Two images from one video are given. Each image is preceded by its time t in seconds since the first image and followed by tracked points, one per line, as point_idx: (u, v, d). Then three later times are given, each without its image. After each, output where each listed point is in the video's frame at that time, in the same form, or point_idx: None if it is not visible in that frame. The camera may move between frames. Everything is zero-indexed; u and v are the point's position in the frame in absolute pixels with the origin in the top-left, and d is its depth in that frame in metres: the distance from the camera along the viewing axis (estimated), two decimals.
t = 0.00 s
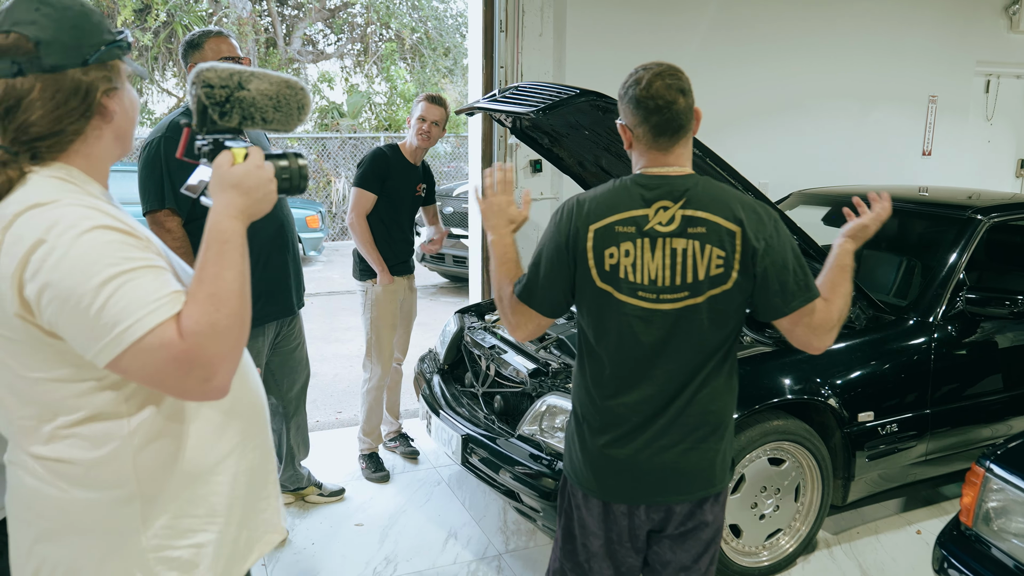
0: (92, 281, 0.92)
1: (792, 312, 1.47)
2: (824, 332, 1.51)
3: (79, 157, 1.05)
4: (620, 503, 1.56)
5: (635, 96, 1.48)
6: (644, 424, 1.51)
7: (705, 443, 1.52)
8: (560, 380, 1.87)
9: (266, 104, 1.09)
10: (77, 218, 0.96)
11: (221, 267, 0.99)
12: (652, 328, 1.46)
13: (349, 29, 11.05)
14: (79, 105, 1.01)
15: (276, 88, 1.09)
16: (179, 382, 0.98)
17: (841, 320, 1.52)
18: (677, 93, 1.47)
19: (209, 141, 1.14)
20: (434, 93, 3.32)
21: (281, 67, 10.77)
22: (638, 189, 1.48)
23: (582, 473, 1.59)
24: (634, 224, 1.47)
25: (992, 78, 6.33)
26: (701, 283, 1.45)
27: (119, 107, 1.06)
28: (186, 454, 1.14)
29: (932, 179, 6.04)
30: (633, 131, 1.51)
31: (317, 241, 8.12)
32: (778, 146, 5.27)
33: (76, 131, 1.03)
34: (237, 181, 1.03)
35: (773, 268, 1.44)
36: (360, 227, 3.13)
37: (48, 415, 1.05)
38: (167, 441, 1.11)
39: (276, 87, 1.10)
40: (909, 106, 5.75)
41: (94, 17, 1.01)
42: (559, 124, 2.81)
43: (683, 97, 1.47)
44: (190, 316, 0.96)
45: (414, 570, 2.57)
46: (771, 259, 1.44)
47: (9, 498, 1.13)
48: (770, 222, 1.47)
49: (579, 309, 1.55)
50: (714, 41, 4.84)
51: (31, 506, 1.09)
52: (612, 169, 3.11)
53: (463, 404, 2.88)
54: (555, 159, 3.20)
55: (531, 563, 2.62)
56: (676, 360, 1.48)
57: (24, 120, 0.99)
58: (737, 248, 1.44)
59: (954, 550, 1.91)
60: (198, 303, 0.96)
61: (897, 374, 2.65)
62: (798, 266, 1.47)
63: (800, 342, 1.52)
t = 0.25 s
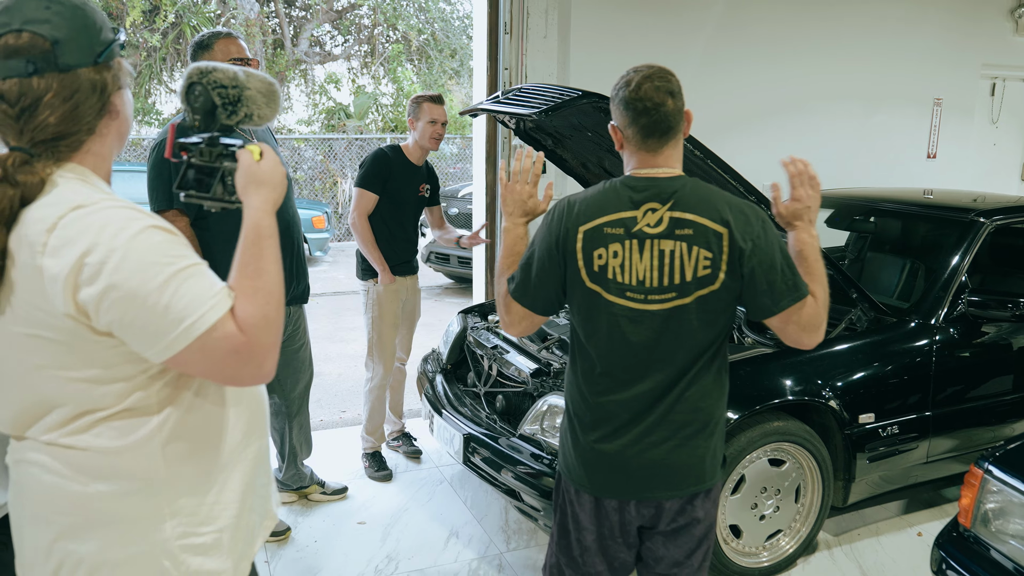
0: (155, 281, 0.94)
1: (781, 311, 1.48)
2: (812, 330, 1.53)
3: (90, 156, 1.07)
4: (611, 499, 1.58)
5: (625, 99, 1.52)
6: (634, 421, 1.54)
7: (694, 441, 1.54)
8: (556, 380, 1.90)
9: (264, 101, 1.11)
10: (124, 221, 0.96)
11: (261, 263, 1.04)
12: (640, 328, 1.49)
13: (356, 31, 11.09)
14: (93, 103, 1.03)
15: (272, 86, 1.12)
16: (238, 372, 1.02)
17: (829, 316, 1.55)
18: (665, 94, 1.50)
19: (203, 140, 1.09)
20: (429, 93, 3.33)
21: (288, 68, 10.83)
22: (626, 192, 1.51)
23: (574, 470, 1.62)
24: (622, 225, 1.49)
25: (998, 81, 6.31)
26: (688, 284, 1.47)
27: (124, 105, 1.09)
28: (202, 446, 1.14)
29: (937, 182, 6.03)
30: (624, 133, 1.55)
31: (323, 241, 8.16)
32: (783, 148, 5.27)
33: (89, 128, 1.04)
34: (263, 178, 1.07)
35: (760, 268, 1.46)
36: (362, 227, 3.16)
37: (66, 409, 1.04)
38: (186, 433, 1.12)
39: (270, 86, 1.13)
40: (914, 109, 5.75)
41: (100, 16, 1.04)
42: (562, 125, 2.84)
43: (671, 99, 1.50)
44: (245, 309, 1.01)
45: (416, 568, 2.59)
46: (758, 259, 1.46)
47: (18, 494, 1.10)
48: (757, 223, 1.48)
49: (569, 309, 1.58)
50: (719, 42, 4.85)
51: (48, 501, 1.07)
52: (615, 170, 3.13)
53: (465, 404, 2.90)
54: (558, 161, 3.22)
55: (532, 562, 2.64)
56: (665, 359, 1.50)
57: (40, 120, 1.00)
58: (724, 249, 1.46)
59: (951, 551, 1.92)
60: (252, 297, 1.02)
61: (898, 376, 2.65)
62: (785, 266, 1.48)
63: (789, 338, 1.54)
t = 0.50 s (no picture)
0: (190, 279, 0.95)
1: (767, 307, 1.49)
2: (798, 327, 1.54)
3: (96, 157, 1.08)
4: (603, 496, 1.60)
5: (608, 100, 1.54)
6: (622, 419, 1.56)
7: (683, 438, 1.55)
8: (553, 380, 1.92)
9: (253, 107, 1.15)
10: (156, 220, 0.97)
11: (276, 260, 1.06)
12: (626, 326, 1.50)
13: (361, 32, 11.12)
14: (96, 103, 1.04)
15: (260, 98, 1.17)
16: (264, 367, 1.04)
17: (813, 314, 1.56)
18: (647, 96, 1.53)
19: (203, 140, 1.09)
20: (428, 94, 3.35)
21: (294, 70, 10.87)
22: (611, 192, 1.52)
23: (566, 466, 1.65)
24: (607, 225, 1.51)
25: (1001, 83, 6.28)
26: (673, 282, 1.48)
27: (127, 106, 1.10)
28: (227, 439, 1.12)
29: (940, 184, 6.03)
30: (608, 134, 1.58)
31: (327, 242, 8.18)
32: (787, 150, 5.27)
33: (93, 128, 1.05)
34: (273, 175, 1.09)
35: (743, 265, 1.47)
36: (364, 228, 3.18)
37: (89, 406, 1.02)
38: (211, 426, 1.10)
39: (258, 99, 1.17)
40: (918, 110, 5.74)
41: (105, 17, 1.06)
42: (564, 126, 2.85)
43: (653, 100, 1.53)
44: (271, 305, 1.03)
45: (417, 567, 2.60)
46: (743, 255, 1.47)
47: (34, 494, 1.06)
48: (740, 220, 1.49)
49: (558, 309, 1.60)
50: (723, 43, 4.86)
51: (77, 496, 1.04)
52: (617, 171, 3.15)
53: (467, 404, 2.91)
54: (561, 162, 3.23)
55: (533, 561, 2.65)
56: (651, 356, 1.51)
57: (43, 119, 1.01)
58: (707, 247, 1.47)
59: (950, 552, 1.92)
60: (277, 294, 1.04)
61: (901, 377, 2.65)
62: (769, 262, 1.48)
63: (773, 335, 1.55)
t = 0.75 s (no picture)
0: (195, 275, 0.96)
1: (747, 298, 1.51)
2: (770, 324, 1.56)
3: (100, 154, 1.08)
4: (591, 491, 1.62)
5: (585, 99, 1.56)
6: (606, 414, 1.58)
7: (667, 431, 1.57)
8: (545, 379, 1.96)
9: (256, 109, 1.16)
10: (161, 217, 0.98)
11: (276, 256, 1.06)
12: (606, 322, 1.53)
13: (360, 31, 11.13)
14: (101, 98, 1.05)
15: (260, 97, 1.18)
16: (266, 364, 1.04)
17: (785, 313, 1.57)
18: (624, 95, 1.54)
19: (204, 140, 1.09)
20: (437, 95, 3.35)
21: (292, 69, 10.86)
22: (589, 191, 1.55)
23: (554, 462, 1.67)
24: (585, 224, 1.53)
25: (998, 81, 6.30)
26: (651, 278, 1.50)
27: (130, 104, 1.11)
28: (233, 434, 1.14)
29: (937, 182, 6.05)
30: (586, 132, 1.60)
31: (326, 241, 8.18)
32: (784, 148, 5.28)
33: (98, 125, 1.06)
34: (273, 175, 1.10)
35: (720, 259, 1.48)
36: (363, 227, 3.18)
37: (96, 404, 1.02)
38: (217, 423, 1.11)
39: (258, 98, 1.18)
40: (915, 108, 5.76)
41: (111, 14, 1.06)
42: (561, 125, 2.86)
43: (630, 100, 1.54)
44: (274, 302, 1.04)
45: (415, 564, 2.61)
46: (720, 247, 1.48)
47: (40, 492, 1.06)
48: (717, 215, 1.51)
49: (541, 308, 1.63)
50: (720, 42, 4.86)
51: (87, 494, 1.03)
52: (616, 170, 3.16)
53: (465, 402, 2.92)
54: (558, 160, 3.24)
55: (530, 558, 2.66)
56: (632, 352, 1.54)
57: (46, 114, 1.02)
58: (684, 242, 1.49)
59: (944, 547, 1.93)
60: (281, 291, 1.05)
61: (897, 375, 2.66)
62: (745, 255, 1.50)
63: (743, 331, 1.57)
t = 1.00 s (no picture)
0: (203, 268, 0.96)
1: (724, 286, 1.58)
2: (744, 323, 1.63)
3: (100, 150, 1.09)
4: (581, 478, 1.68)
5: (563, 98, 1.64)
6: (591, 403, 1.64)
7: (651, 417, 1.63)
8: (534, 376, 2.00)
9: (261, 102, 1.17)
10: (167, 211, 0.98)
11: (281, 250, 1.07)
12: (589, 313, 1.59)
13: (357, 29, 11.12)
14: (101, 95, 1.05)
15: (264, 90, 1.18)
16: (274, 358, 1.05)
17: (760, 313, 1.64)
18: (599, 94, 1.62)
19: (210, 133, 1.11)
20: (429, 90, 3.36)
21: (289, 67, 10.84)
22: (569, 188, 1.62)
23: (544, 454, 1.73)
24: (565, 219, 1.60)
25: (994, 77, 6.32)
26: (630, 269, 1.57)
27: (130, 100, 1.11)
28: (242, 431, 1.14)
29: (933, 178, 6.06)
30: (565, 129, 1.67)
31: (324, 239, 8.18)
32: (781, 145, 5.29)
33: (99, 122, 1.06)
34: (278, 168, 1.12)
35: (695, 248, 1.55)
36: (361, 224, 3.19)
37: (105, 403, 1.02)
38: (226, 421, 1.11)
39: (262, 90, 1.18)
40: (911, 105, 5.77)
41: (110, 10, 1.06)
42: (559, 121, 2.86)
43: (606, 98, 1.62)
44: (281, 295, 1.04)
45: (414, 560, 2.62)
46: (695, 237, 1.56)
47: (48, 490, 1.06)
48: (690, 207, 1.58)
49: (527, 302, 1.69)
50: (717, 39, 4.87)
51: (97, 492, 1.03)
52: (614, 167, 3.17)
53: (463, 398, 2.93)
54: (556, 157, 3.25)
55: (529, 553, 2.67)
56: (614, 341, 1.60)
57: (47, 111, 1.02)
58: (660, 233, 1.56)
59: (940, 540, 1.94)
60: (287, 284, 1.05)
61: (894, 369, 2.68)
62: (719, 245, 1.58)
63: (716, 323, 1.63)
